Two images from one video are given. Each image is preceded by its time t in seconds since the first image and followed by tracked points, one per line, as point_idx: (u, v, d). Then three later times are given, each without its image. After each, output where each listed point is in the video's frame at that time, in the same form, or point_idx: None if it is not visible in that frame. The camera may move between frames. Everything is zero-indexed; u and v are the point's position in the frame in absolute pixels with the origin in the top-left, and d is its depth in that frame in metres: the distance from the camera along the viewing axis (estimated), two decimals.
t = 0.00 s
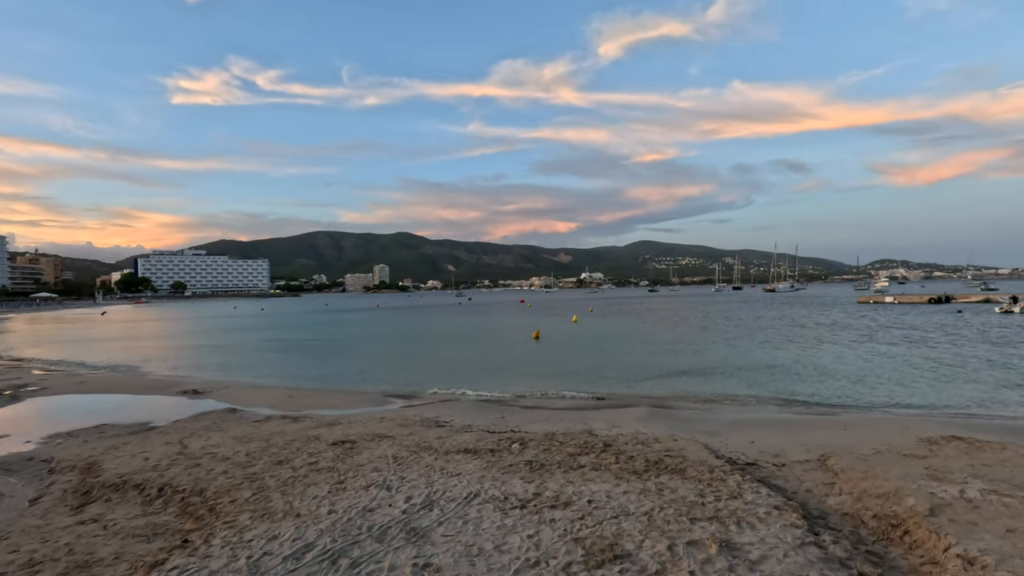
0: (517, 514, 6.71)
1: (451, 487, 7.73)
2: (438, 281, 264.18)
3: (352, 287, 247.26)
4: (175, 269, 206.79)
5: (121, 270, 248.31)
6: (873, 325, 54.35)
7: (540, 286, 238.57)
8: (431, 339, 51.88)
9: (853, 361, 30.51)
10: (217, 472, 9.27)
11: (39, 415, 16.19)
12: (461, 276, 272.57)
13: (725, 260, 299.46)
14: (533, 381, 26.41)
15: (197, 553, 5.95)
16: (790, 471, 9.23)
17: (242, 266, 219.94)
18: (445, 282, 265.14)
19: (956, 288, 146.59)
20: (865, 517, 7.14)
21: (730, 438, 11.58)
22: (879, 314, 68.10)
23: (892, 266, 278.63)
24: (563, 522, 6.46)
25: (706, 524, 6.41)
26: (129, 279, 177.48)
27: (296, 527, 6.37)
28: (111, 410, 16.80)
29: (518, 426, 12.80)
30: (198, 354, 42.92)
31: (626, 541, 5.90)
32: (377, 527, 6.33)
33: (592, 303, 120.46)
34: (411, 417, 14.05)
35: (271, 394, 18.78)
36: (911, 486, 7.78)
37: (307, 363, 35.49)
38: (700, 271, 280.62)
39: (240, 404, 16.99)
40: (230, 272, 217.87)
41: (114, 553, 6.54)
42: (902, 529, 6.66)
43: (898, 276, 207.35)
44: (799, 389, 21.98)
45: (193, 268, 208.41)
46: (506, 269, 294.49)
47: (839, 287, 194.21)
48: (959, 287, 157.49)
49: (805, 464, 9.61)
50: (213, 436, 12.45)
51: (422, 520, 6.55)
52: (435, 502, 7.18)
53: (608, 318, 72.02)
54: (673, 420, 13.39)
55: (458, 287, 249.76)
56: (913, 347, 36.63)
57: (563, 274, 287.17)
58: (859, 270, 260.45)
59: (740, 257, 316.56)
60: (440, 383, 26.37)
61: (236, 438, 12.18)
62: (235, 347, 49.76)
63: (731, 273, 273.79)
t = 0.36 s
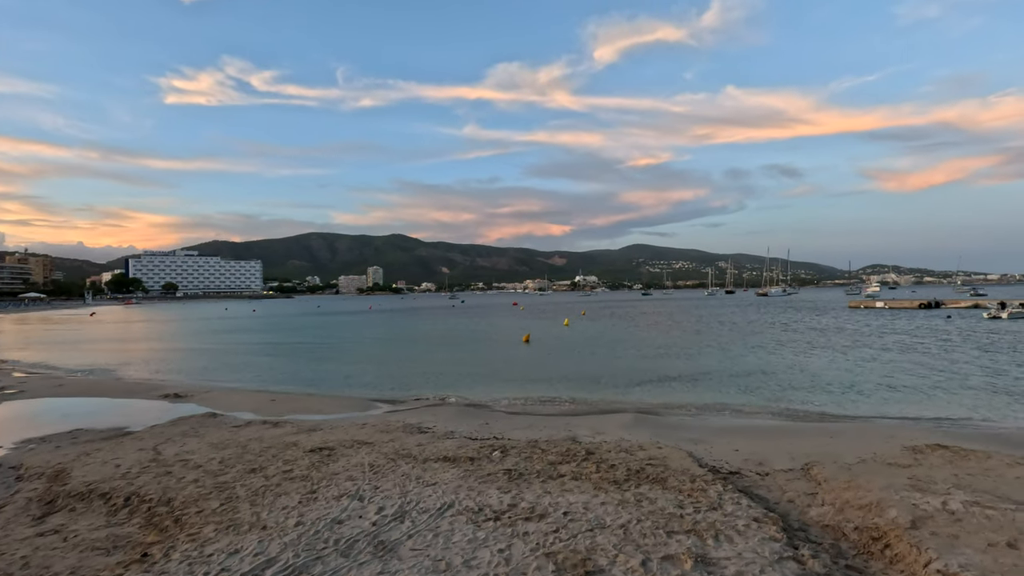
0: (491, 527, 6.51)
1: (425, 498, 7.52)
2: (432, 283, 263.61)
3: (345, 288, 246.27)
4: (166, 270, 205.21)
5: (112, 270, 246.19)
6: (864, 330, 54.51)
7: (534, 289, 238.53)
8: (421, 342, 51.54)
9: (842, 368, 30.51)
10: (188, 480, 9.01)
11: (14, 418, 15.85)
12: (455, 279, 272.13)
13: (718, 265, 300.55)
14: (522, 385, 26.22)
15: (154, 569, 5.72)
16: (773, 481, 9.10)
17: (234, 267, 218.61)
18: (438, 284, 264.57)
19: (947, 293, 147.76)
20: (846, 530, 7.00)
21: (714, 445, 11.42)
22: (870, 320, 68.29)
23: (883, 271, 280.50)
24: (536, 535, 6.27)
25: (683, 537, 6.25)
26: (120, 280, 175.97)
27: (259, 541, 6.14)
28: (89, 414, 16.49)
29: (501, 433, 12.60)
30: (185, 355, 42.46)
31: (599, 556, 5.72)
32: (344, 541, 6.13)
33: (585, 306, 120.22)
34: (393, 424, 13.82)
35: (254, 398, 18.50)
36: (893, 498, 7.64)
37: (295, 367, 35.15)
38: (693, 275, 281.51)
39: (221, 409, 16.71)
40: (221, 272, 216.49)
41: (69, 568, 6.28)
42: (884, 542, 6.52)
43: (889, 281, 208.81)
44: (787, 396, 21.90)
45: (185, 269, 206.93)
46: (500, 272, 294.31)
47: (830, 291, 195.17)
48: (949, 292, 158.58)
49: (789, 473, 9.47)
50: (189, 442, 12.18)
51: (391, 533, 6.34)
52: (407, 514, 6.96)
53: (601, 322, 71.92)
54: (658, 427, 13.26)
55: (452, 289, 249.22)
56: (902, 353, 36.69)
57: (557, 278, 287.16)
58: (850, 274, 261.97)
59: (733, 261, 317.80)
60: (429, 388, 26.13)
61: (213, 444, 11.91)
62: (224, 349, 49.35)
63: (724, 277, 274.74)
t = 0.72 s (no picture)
0: (455, 530, 6.42)
1: (393, 500, 7.41)
2: (424, 283, 263.10)
3: (337, 288, 245.16)
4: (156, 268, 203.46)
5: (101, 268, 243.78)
6: (851, 333, 54.96)
7: (527, 290, 238.60)
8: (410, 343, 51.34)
9: (828, 370, 30.65)
10: (154, 482, 8.86)
11: None
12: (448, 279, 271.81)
13: (710, 267, 301.94)
14: (509, 386, 26.15)
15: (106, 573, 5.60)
16: (746, 483, 9.07)
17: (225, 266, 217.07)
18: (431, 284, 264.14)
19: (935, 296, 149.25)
20: (815, 533, 6.96)
21: (692, 447, 11.39)
22: (858, 323, 68.80)
23: (873, 275, 282.76)
24: (500, 538, 6.19)
25: (648, 540, 6.19)
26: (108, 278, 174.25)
27: (217, 544, 6.04)
28: (63, 414, 16.22)
29: (479, 435, 12.51)
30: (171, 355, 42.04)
31: (561, 559, 5.65)
32: (304, 544, 6.02)
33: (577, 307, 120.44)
34: (371, 424, 13.68)
35: (234, 398, 18.29)
36: (863, 501, 7.62)
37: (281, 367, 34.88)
38: (685, 277, 282.81)
39: (199, 409, 16.50)
40: (212, 272, 214.86)
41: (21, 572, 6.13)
42: (850, 545, 6.49)
43: (878, 284, 210.75)
44: (772, 399, 21.93)
45: (175, 268, 205.23)
46: (493, 273, 294.18)
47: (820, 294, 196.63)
48: (937, 295, 160.29)
49: (763, 476, 9.45)
50: (162, 442, 11.99)
51: (352, 536, 6.25)
52: (372, 516, 6.86)
53: (591, 323, 72.01)
54: (638, 428, 13.23)
55: (445, 290, 248.70)
56: (888, 356, 36.94)
57: (550, 279, 287.17)
58: (840, 277, 264.13)
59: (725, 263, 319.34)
60: (414, 389, 26.01)
61: (185, 445, 11.72)
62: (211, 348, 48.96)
63: (716, 279, 276.05)
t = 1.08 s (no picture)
0: (415, 541, 6.34)
1: (357, 510, 7.30)
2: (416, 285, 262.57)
3: (328, 288, 243.85)
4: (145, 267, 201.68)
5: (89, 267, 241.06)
6: (839, 339, 55.27)
7: (520, 292, 239.12)
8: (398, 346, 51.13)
9: (813, 377, 30.81)
10: (116, 489, 8.69)
11: None
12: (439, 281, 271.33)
13: (701, 271, 303.38)
14: (494, 391, 26.08)
15: None
16: (717, 492, 9.04)
17: (215, 265, 215.66)
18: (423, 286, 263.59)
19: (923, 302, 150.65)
20: (779, 545, 6.93)
21: (667, 455, 11.38)
22: (846, 329, 69.33)
23: (862, 281, 285.29)
24: (459, 549, 6.11)
25: (609, 552, 6.14)
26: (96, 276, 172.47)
27: (169, 556, 5.96)
28: (36, 417, 15.97)
29: (455, 441, 12.39)
30: (155, 356, 41.60)
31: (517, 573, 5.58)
32: (259, 556, 5.93)
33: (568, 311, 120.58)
34: (348, 430, 13.55)
35: (212, 401, 18.09)
36: (830, 511, 7.61)
37: (266, 369, 34.58)
38: (677, 281, 284.23)
39: (175, 412, 16.31)
40: (201, 271, 213.06)
41: None
42: (814, 557, 6.47)
43: (868, 290, 213.01)
44: (755, 406, 21.98)
45: (164, 267, 203.52)
46: (485, 275, 294.05)
47: (810, 299, 198.22)
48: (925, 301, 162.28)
49: (735, 485, 9.43)
50: (131, 447, 11.80)
51: (310, 548, 6.14)
52: (332, 526, 6.75)
53: (582, 327, 72.14)
54: (616, 435, 13.20)
55: (437, 291, 248.15)
56: (873, 363, 37.20)
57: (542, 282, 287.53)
58: (830, 283, 266.42)
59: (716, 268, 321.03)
60: (399, 393, 25.89)
61: (154, 451, 11.51)
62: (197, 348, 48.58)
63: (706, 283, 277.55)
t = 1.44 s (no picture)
0: (373, 544, 6.15)
1: (317, 513, 7.08)
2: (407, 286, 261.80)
3: (319, 288, 242.42)
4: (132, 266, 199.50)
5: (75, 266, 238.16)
6: (825, 341, 55.64)
7: (511, 293, 239.11)
8: (386, 346, 50.84)
9: (797, 378, 30.94)
10: (72, 492, 8.41)
11: None
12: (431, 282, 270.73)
13: (692, 273, 304.52)
14: (478, 392, 25.94)
15: None
16: (690, 493, 8.93)
17: (204, 265, 213.89)
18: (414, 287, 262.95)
19: (909, 304, 152.28)
20: (747, 547, 6.81)
21: (644, 455, 11.27)
22: (833, 330, 69.89)
23: (851, 283, 287.36)
24: (418, 553, 5.93)
25: (572, 556, 5.98)
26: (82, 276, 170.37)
27: (114, 561, 5.73)
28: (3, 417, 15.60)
29: (430, 442, 12.20)
30: (137, 355, 40.98)
31: None
32: (208, 562, 5.71)
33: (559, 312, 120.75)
34: (322, 431, 13.33)
35: (186, 402, 17.77)
36: (800, 513, 7.50)
37: (249, 369, 34.18)
38: (667, 283, 285.61)
39: (147, 413, 15.99)
40: (190, 271, 211.04)
41: None
42: (781, 559, 6.36)
43: (855, 292, 215.12)
44: (739, 407, 21.95)
45: (152, 266, 201.46)
46: (476, 276, 293.81)
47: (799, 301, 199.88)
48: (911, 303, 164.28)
49: (709, 486, 9.32)
50: (96, 449, 11.50)
51: (262, 552, 5.94)
52: (289, 530, 6.54)
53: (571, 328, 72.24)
54: (594, 436, 13.09)
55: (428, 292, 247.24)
56: (857, 364, 37.44)
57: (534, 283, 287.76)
58: (818, 285, 268.86)
59: (706, 270, 322.68)
60: (382, 393, 25.70)
61: (119, 452, 11.22)
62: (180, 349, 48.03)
63: (697, 284, 278.65)
